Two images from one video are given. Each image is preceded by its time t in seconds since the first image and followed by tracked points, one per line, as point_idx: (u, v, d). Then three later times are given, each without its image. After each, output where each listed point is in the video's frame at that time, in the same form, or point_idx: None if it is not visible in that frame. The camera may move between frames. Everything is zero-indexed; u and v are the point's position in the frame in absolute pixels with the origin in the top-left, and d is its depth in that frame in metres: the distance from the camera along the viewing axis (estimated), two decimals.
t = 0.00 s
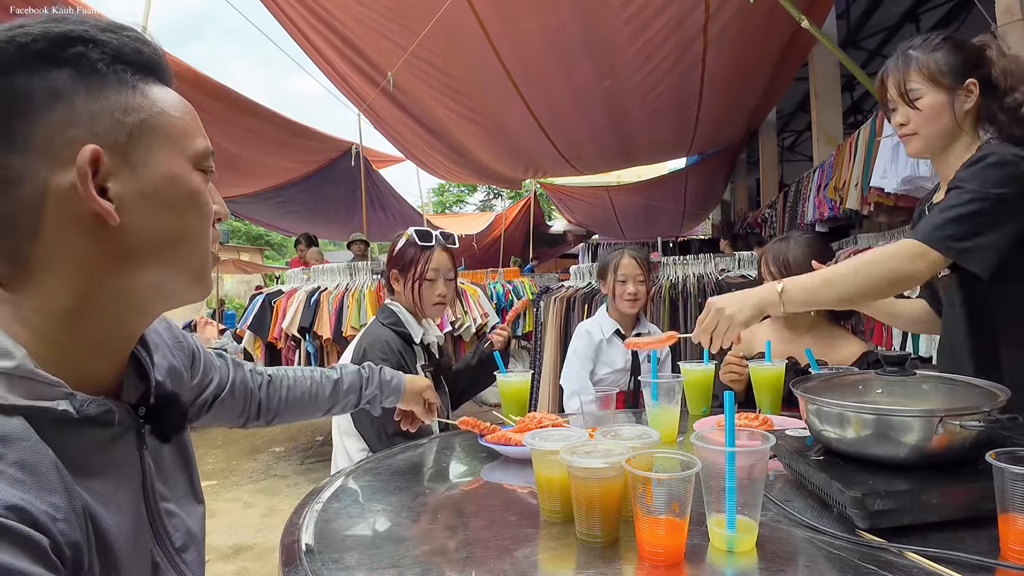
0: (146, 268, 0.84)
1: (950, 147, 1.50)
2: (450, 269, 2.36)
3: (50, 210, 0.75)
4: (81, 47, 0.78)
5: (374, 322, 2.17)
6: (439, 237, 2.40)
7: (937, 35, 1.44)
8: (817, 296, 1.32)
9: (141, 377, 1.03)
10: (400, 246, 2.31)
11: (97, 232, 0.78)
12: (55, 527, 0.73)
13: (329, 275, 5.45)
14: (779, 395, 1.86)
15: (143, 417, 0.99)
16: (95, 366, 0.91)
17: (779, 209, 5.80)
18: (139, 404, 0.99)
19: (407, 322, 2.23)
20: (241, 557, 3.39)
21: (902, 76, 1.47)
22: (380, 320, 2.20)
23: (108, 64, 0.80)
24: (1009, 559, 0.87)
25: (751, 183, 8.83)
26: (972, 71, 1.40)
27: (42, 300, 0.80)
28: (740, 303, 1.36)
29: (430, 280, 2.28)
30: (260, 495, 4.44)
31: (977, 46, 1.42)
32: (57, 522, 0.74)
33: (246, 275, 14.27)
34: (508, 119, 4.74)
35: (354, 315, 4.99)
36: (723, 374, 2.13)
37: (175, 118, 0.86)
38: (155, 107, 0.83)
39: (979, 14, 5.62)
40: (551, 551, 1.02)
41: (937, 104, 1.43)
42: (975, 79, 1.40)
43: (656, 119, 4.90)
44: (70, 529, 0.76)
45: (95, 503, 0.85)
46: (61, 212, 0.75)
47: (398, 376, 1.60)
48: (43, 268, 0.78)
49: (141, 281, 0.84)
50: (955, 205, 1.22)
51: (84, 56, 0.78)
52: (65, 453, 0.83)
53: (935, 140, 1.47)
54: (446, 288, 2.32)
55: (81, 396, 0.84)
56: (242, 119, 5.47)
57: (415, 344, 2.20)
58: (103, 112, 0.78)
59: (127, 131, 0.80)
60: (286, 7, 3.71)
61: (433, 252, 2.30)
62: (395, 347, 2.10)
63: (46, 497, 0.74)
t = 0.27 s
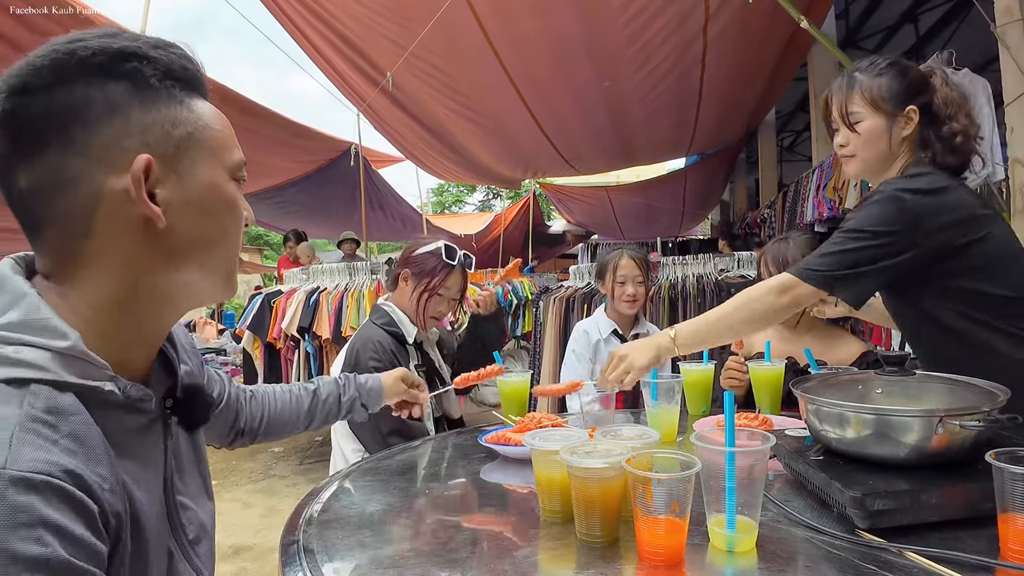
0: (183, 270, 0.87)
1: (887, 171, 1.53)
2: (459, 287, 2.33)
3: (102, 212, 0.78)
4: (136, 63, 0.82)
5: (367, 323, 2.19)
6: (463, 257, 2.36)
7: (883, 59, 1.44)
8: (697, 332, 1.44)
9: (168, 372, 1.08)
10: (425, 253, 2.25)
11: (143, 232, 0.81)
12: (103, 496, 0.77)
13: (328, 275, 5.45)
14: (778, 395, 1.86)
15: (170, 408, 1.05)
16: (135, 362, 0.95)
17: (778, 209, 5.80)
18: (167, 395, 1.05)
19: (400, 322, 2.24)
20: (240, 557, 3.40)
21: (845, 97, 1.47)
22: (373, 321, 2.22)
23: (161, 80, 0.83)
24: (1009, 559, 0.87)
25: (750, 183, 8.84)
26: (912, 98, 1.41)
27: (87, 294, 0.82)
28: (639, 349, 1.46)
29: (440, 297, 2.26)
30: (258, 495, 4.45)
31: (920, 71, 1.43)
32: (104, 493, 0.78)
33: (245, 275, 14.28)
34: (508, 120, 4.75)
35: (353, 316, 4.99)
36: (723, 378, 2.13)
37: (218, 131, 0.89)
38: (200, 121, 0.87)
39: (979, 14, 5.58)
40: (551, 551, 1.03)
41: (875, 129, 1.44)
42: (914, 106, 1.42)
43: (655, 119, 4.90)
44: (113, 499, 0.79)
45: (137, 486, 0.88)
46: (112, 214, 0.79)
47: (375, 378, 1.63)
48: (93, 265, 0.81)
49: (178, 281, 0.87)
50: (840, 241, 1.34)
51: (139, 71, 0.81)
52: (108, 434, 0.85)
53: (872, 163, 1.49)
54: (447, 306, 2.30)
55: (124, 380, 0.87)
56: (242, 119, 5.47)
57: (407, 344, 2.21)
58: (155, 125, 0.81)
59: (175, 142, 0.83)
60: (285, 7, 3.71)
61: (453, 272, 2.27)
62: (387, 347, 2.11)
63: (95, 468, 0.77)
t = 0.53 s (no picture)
0: (219, 269, 0.94)
1: (857, 187, 1.55)
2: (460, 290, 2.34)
3: (151, 214, 0.85)
4: (183, 80, 0.88)
5: (366, 323, 2.19)
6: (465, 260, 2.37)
7: (854, 75, 1.47)
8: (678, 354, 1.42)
9: (199, 367, 1.15)
10: (428, 253, 2.24)
11: (187, 235, 0.88)
12: (147, 468, 0.84)
13: (328, 275, 5.45)
14: (778, 395, 1.86)
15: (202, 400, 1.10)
16: (176, 349, 1.02)
17: (777, 209, 5.80)
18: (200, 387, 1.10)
19: (399, 323, 2.24)
20: (240, 558, 3.39)
21: (814, 114, 1.52)
22: (372, 321, 2.22)
23: (204, 96, 0.90)
24: (1009, 558, 0.87)
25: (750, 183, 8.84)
26: (880, 115, 1.44)
27: (135, 287, 0.90)
28: (607, 375, 1.44)
29: (441, 297, 2.26)
30: (258, 496, 4.44)
31: (890, 87, 1.46)
32: (147, 465, 0.84)
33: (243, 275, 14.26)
34: (508, 120, 4.75)
35: (353, 316, 4.99)
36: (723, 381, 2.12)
37: (256, 143, 0.96)
38: (238, 133, 0.93)
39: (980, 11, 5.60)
40: (551, 551, 1.03)
41: (843, 145, 1.47)
42: (882, 123, 1.45)
43: (655, 119, 4.90)
44: (153, 473, 0.86)
45: (174, 468, 0.94)
46: (160, 216, 0.86)
47: (424, 346, 1.68)
48: (141, 260, 0.88)
49: (215, 279, 0.94)
50: (805, 263, 1.35)
51: (185, 87, 0.88)
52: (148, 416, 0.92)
53: (839, 179, 1.52)
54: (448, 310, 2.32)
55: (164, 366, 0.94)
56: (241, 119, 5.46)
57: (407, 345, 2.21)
58: (199, 136, 0.88)
59: (218, 152, 0.90)
60: (285, 7, 3.70)
61: (454, 274, 2.27)
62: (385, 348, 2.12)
63: (140, 444, 0.84)
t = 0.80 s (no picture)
0: (259, 274, 0.99)
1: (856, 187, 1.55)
2: (456, 281, 2.35)
3: (200, 223, 0.92)
4: (231, 98, 0.94)
5: (365, 324, 2.18)
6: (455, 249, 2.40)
7: (857, 74, 1.46)
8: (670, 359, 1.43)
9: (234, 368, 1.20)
10: (419, 246, 2.27)
11: (233, 242, 0.94)
12: (184, 456, 0.88)
13: (327, 275, 5.44)
14: (777, 395, 1.85)
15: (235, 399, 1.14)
16: (217, 349, 1.08)
17: (777, 209, 5.80)
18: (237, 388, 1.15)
19: (398, 323, 2.23)
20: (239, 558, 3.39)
21: (817, 112, 1.51)
22: (370, 322, 2.21)
23: (250, 113, 0.96)
24: (1009, 558, 0.87)
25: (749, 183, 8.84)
26: (882, 115, 1.44)
27: (183, 290, 0.96)
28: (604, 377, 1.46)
29: (439, 286, 2.28)
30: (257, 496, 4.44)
31: (893, 87, 1.46)
32: (184, 453, 0.89)
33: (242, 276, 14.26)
34: (508, 119, 4.74)
35: (352, 316, 4.99)
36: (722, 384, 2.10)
37: (298, 157, 1.02)
38: (282, 147, 0.99)
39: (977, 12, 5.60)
40: (551, 551, 1.02)
41: (845, 144, 1.47)
42: (885, 123, 1.45)
43: (655, 119, 4.90)
44: (190, 460, 0.90)
45: (209, 461, 0.99)
46: (209, 224, 0.92)
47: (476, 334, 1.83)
48: (189, 265, 0.95)
49: (255, 283, 1.00)
50: (808, 262, 1.35)
51: (234, 105, 0.94)
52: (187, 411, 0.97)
53: (840, 179, 1.52)
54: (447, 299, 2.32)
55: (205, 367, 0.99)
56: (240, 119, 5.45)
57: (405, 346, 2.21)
58: (246, 151, 0.94)
59: (263, 165, 0.95)
60: (283, 7, 3.70)
61: (449, 262, 2.29)
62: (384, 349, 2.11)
63: (177, 431, 0.88)
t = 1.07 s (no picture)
0: (300, 280, 1.02)
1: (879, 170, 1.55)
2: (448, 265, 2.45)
3: (249, 233, 0.94)
4: (276, 116, 0.97)
5: (365, 325, 2.17)
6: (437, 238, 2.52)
7: (873, 60, 1.46)
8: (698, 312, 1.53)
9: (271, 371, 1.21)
10: (407, 238, 2.38)
11: (279, 251, 0.97)
12: (231, 451, 0.89)
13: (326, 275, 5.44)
14: (776, 395, 1.86)
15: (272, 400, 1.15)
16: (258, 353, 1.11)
17: (776, 209, 5.81)
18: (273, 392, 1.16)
19: (398, 324, 2.22)
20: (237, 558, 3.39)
21: (835, 99, 1.50)
22: (370, 323, 2.20)
23: (294, 130, 0.98)
24: (1007, 558, 0.87)
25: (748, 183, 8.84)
26: (901, 98, 1.43)
27: (229, 296, 0.98)
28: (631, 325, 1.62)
29: (437, 266, 2.35)
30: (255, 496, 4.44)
31: (910, 69, 1.45)
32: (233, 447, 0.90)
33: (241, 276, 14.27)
34: (508, 119, 4.74)
35: (350, 316, 4.98)
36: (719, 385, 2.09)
37: (335, 172, 1.04)
38: (322, 162, 1.01)
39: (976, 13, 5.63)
40: (549, 551, 1.02)
41: (866, 131, 1.47)
42: (904, 107, 1.43)
43: (654, 119, 4.90)
44: (236, 455, 0.91)
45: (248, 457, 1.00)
46: (257, 234, 0.94)
47: (502, 331, 1.84)
48: (235, 273, 0.97)
49: (295, 290, 1.02)
50: (851, 237, 1.39)
51: (278, 123, 0.96)
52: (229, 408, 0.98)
53: (862, 164, 1.52)
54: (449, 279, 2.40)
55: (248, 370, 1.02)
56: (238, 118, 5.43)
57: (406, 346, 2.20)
58: (291, 166, 0.96)
59: (306, 179, 0.98)
60: (283, 8, 3.70)
61: (438, 244, 2.40)
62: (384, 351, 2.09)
63: (227, 426, 0.90)
